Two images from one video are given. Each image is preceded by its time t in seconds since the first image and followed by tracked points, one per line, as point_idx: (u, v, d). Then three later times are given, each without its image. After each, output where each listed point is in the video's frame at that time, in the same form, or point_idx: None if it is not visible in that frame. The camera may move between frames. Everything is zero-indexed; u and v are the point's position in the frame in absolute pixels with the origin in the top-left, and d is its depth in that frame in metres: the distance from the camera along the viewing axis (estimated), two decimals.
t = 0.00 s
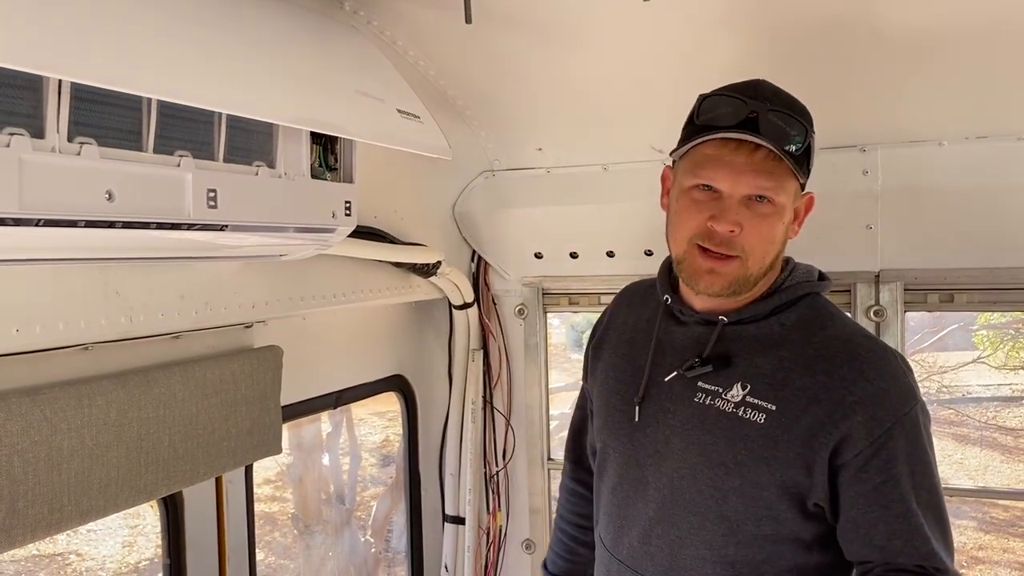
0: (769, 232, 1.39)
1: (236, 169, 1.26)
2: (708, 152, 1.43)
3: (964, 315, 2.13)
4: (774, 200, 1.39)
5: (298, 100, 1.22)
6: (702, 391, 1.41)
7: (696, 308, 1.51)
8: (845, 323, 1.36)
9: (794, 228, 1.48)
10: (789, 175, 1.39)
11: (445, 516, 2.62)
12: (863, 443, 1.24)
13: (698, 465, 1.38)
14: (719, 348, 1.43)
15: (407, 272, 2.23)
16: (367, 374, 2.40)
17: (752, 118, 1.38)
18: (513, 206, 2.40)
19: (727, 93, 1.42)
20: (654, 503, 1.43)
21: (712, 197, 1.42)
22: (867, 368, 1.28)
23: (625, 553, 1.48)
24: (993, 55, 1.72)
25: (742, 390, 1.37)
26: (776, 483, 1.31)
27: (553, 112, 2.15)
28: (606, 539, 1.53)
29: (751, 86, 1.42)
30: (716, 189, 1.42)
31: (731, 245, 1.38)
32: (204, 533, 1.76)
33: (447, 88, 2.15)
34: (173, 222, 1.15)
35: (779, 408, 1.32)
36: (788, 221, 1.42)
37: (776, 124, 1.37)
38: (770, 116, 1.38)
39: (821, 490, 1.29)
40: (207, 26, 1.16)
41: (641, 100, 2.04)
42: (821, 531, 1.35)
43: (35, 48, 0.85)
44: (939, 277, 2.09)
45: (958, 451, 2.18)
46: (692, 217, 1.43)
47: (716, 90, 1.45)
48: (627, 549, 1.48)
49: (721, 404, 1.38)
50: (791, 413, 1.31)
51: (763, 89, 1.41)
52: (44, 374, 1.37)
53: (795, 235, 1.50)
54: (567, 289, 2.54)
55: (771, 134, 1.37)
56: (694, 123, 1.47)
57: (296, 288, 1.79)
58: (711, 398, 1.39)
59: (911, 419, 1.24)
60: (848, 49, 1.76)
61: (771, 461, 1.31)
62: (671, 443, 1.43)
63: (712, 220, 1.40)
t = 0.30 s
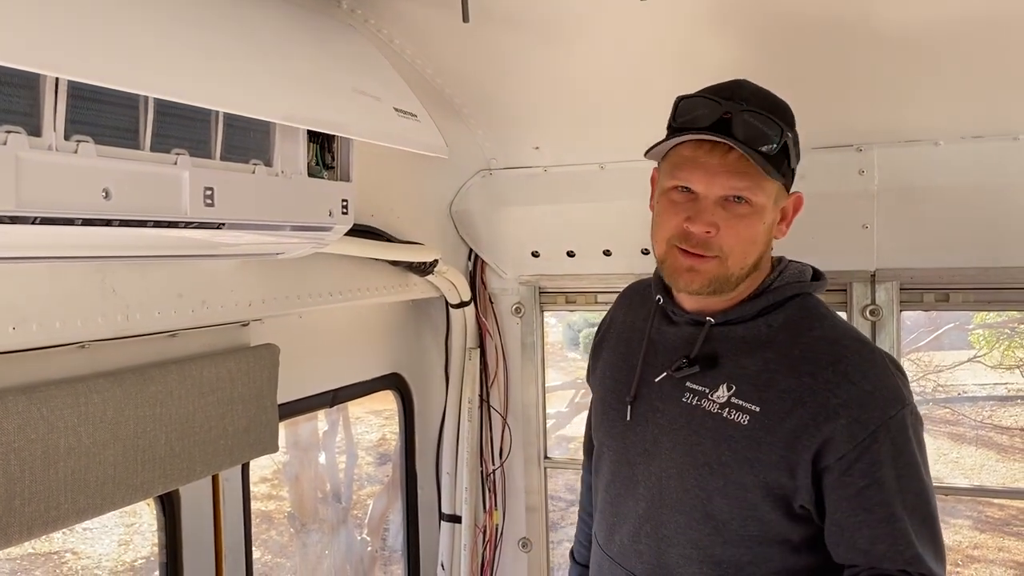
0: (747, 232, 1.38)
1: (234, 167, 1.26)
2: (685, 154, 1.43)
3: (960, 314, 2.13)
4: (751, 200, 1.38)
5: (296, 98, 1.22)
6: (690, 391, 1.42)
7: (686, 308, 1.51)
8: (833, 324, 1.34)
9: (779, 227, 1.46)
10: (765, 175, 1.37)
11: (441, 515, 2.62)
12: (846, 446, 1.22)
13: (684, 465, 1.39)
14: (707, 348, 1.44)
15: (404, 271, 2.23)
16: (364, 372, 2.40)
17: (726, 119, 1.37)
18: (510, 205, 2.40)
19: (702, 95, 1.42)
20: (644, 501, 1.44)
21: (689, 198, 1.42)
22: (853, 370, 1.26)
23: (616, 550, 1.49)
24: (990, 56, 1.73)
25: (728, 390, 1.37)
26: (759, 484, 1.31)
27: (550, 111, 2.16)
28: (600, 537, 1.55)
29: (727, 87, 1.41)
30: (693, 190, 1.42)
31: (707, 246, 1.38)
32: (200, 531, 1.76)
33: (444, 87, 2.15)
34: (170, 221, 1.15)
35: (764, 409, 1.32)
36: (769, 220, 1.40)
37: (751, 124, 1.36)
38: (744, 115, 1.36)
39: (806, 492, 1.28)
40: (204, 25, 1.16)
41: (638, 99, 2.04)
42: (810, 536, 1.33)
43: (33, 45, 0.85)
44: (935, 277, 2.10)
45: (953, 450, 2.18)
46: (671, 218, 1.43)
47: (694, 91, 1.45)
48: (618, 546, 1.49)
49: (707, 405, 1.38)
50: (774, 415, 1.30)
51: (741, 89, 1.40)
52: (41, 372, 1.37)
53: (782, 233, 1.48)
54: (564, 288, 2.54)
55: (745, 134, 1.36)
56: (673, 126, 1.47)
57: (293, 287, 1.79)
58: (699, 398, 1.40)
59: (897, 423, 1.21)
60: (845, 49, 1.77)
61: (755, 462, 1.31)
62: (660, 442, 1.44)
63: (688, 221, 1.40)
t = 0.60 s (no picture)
0: (690, 180, 1.43)
1: (231, 164, 1.26)
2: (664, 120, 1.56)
3: (956, 313, 2.14)
4: (700, 153, 1.43)
5: (293, 95, 1.22)
6: (673, 377, 1.42)
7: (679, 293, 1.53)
8: (812, 314, 1.31)
9: (750, 202, 1.41)
10: (717, 130, 1.42)
11: (438, 513, 2.62)
12: (808, 430, 1.19)
13: (662, 448, 1.38)
14: (690, 336, 1.44)
15: (402, 268, 2.23)
16: (361, 370, 2.40)
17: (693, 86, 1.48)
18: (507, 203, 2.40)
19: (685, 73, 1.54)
20: (630, 487, 1.45)
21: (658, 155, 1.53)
22: (823, 358, 1.23)
23: (605, 537, 1.50)
24: (986, 56, 1.73)
25: (704, 375, 1.36)
26: (727, 469, 1.29)
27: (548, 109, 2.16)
28: (593, 525, 1.56)
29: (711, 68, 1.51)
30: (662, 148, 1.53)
31: (654, 190, 1.48)
32: (196, 529, 1.76)
33: (442, 85, 2.15)
34: (167, 217, 1.14)
35: (734, 393, 1.30)
36: (722, 177, 1.41)
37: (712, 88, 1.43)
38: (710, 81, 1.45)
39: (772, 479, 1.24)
40: (202, 21, 1.16)
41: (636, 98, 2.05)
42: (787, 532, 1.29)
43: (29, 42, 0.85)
44: (932, 275, 2.10)
45: (950, 449, 2.19)
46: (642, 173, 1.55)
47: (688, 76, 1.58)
48: (606, 532, 1.50)
49: (685, 390, 1.38)
50: (744, 398, 1.29)
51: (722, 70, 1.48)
52: (39, 369, 1.37)
53: (758, 213, 1.42)
54: (561, 286, 2.54)
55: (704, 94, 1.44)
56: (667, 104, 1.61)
57: (290, 284, 1.79)
58: (679, 383, 1.40)
59: (864, 411, 1.17)
60: (841, 49, 1.78)
61: (723, 445, 1.29)
62: (646, 428, 1.44)
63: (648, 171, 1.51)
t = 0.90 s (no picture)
0: (673, 175, 1.49)
1: (230, 163, 1.26)
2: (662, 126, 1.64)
3: (953, 314, 2.15)
4: (682, 149, 1.49)
5: (292, 95, 1.22)
6: (666, 362, 1.42)
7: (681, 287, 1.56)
8: (801, 304, 1.29)
9: (733, 192, 1.44)
10: (697, 127, 1.48)
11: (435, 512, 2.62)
12: (774, 403, 1.16)
13: (646, 427, 1.38)
14: (686, 323, 1.45)
15: (400, 268, 2.23)
16: (358, 370, 2.40)
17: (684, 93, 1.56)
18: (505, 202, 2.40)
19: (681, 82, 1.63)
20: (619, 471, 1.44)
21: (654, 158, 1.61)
22: (801, 338, 1.21)
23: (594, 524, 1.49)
24: (984, 58, 1.73)
25: (692, 357, 1.37)
26: (705, 446, 1.28)
27: (547, 109, 2.16)
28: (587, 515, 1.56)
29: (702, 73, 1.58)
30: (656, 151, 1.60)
31: (644, 188, 1.55)
32: (193, 528, 1.76)
33: (440, 84, 2.15)
34: (165, 216, 1.14)
35: (716, 372, 1.30)
36: (702, 170, 1.46)
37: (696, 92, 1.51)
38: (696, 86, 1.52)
39: (742, 455, 1.21)
40: (201, 21, 1.16)
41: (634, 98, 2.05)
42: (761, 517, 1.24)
43: (28, 42, 0.85)
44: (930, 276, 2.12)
45: (946, 449, 2.20)
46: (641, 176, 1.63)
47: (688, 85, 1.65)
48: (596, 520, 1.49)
49: (673, 372, 1.39)
50: (724, 377, 1.28)
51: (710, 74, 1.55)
52: (36, 368, 1.37)
53: (741, 203, 1.44)
54: (559, 286, 2.54)
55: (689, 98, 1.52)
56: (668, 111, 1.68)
57: (288, 284, 1.79)
58: (669, 367, 1.41)
59: (832, 388, 1.12)
60: (839, 50, 1.78)
61: (702, 422, 1.29)
62: (637, 412, 1.44)
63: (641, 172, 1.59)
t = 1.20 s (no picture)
0: (657, 181, 1.49)
1: (227, 162, 1.25)
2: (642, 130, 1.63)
3: (949, 314, 2.15)
4: (664, 155, 1.49)
5: (291, 95, 1.21)
6: (656, 358, 1.43)
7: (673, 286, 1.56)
8: (789, 300, 1.30)
9: (718, 193, 1.44)
10: (677, 131, 1.47)
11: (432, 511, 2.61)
12: (761, 399, 1.16)
13: (637, 424, 1.38)
14: (677, 321, 1.45)
15: (397, 267, 2.23)
16: (356, 369, 2.40)
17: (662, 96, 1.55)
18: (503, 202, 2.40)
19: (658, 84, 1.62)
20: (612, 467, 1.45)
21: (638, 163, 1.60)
22: (787, 334, 1.22)
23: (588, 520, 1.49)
24: (983, 60, 1.74)
25: (682, 354, 1.37)
26: (694, 442, 1.28)
27: (545, 108, 2.15)
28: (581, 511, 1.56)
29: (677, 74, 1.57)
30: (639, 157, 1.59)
31: (629, 196, 1.54)
32: (190, 527, 1.76)
33: (438, 83, 2.14)
34: (162, 215, 1.14)
35: (705, 368, 1.30)
36: (685, 175, 1.46)
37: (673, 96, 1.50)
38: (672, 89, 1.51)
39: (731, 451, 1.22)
40: (199, 20, 1.15)
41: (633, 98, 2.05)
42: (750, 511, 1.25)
43: (27, 41, 0.84)
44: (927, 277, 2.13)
45: (942, 449, 2.20)
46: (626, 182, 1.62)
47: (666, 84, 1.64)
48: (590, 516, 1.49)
49: (663, 368, 1.39)
50: (712, 373, 1.28)
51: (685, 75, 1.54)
52: (34, 367, 1.37)
53: (728, 203, 1.44)
54: (557, 285, 2.54)
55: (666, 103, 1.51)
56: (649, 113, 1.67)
57: (286, 283, 1.79)
58: (659, 363, 1.41)
59: (817, 384, 1.12)
60: (838, 50, 1.78)
61: (691, 418, 1.29)
62: (629, 409, 1.45)
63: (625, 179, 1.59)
